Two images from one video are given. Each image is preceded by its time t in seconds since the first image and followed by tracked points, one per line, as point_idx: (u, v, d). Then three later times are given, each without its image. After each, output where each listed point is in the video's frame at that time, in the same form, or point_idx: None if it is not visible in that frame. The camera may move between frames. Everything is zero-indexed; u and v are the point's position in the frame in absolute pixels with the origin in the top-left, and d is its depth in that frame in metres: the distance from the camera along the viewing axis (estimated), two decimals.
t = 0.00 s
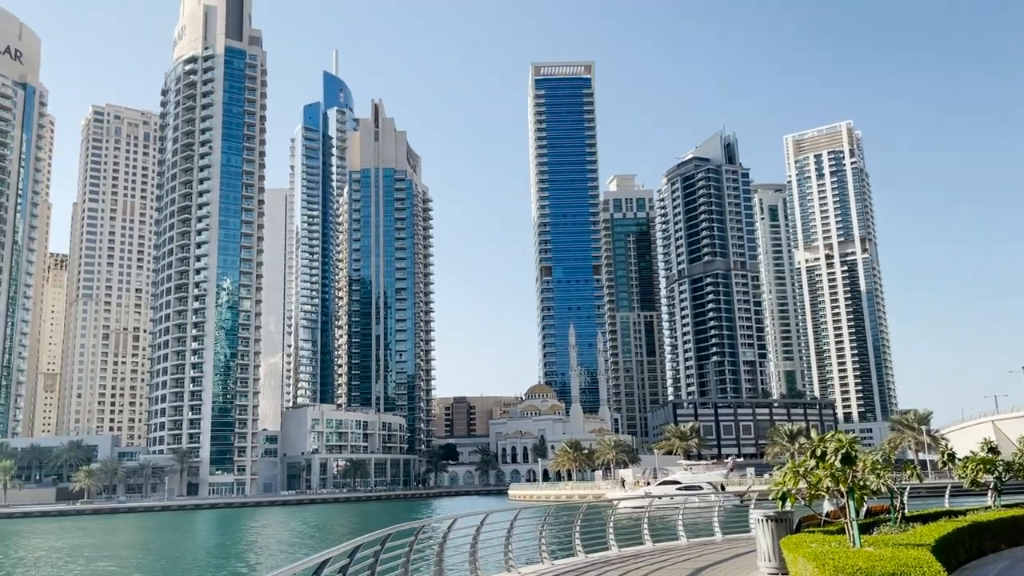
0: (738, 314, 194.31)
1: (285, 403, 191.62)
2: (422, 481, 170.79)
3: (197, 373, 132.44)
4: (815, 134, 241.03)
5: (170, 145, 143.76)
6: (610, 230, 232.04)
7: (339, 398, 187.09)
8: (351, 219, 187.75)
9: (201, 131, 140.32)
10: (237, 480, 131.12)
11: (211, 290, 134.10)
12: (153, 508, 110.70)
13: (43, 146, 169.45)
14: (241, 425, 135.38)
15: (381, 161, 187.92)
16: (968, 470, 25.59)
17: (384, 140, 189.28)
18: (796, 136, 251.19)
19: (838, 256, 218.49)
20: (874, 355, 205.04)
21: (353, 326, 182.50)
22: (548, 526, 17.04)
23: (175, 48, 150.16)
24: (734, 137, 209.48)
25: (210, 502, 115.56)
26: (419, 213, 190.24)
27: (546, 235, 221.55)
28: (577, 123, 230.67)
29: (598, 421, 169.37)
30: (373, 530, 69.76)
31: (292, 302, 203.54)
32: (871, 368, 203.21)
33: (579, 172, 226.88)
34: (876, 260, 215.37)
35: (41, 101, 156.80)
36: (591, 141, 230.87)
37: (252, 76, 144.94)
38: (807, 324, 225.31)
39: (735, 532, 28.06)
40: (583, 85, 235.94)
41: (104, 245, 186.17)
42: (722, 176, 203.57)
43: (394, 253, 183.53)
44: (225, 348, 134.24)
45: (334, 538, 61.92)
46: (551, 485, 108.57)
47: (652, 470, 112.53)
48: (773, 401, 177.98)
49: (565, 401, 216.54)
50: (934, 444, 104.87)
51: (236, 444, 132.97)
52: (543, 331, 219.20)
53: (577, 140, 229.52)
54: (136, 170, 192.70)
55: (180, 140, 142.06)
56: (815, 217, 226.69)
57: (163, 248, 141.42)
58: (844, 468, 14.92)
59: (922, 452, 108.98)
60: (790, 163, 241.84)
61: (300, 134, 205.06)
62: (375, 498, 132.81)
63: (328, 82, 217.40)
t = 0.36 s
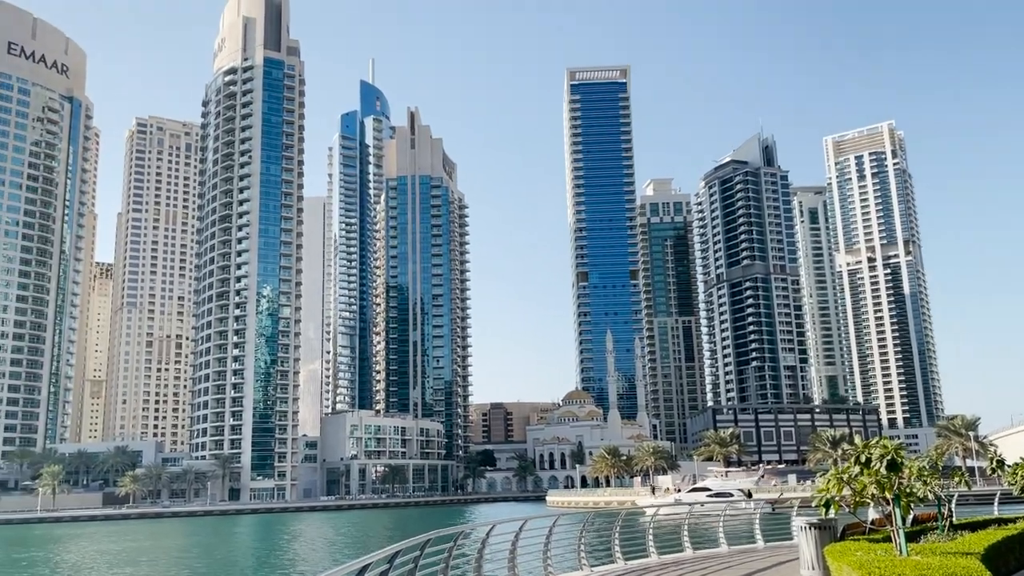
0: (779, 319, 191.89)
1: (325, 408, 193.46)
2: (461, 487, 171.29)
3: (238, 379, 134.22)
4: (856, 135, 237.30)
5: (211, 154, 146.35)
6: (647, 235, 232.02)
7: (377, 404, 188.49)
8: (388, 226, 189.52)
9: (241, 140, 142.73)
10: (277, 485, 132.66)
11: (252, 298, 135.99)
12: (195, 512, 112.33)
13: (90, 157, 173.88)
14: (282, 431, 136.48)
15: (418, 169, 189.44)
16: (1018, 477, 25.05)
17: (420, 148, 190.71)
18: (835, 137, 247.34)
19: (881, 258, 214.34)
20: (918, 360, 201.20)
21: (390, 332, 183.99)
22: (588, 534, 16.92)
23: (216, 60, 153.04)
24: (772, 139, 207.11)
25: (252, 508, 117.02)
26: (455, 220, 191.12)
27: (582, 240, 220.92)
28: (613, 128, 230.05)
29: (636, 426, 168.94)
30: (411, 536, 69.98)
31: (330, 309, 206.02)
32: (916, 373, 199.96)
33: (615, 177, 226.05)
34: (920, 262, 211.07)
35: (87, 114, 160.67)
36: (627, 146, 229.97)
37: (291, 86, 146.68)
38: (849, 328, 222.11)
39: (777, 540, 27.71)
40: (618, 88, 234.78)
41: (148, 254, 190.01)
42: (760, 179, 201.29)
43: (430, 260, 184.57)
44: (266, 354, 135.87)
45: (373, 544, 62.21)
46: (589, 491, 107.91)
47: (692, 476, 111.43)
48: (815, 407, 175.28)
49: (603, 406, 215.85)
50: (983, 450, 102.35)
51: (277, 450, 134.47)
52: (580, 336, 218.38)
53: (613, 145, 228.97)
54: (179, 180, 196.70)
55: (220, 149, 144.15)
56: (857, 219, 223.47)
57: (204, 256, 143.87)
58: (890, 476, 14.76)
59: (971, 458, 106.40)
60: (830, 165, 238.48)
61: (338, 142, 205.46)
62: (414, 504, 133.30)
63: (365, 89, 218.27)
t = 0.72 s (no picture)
0: (822, 320, 189.12)
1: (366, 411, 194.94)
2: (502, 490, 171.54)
3: (281, 383, 135.92)
4: (900, 133, 232.74)
5: (253, 161, 148.84)
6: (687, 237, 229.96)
7: (418, 407, 189.63)
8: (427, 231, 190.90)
9: (283, 148, 144.92)
10: (320, 488, 134.12)
11: (293, 303, 137.78)
12: (241, 515, 114.04)
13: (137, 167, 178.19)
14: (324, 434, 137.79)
15: (456, 173, 190.20)
16: None
17: (458, 152, 191.13)
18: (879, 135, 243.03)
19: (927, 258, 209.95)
20: (968, 361, 196.56)
21: (430, 335, 185.30)
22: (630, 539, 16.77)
23: (257, 69, 155.35)
24: (814, 138, 204.37)
25: (295, 510, 118.44)
26: (493, 224, 191.77)
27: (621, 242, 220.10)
28: (651, 129, 228.75)
29: (677, 429, 167.92)
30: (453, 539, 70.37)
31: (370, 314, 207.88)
32: (967, 375, 195.04)
33: (654, 179, 224.94)
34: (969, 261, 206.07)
35: (133, 125, 164.60)
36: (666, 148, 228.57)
37: (331, 93, 148.46)
38: (896, 329, 217.95)
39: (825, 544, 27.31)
40: (656, 89, 233.53)
41: (192, 260, 193.57)
42: (802, 179, 198.79)
43: (469, 263, 185.47)
44: (307, 358, 137.38)
45: (416, 547, 62.59)
46: (631, 495, 106.99)
47: (735, 480, 110.08)
48: (860, 409, 172.28)
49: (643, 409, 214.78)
50: None
51: (319, 453, 135.89)
52: (620, 340, 217.40)
53: (652, 147, 227.86)
54: (222, 188, 200.28)
55: (263, 156, 146.58)
56: (902, 219, 219.70)
57: (248, 262, 146.29)
58: (940, 479, 14.57)
59: None
60: (874, 164, 234.28)
61: (377, 148, 207.03)
62: (455, 507, 133.68)
63: (403, 96, 219.97)
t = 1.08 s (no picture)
0: (873, 319, 185.46)
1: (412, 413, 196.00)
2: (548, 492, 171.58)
3: (328, 385, 137.62)
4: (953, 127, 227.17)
5: (299, 166, 151.34)
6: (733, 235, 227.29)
7: (463, 408, 190.57)
8: (470, 232, 191.64)
9: (327, 153, 146.84)
10: (367, 489, 135.39)
11: (340, 306, 139.33)
12: (290, 516, 115.75)
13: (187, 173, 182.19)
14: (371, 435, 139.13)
15: (499, 175, 190.75)
16: None
17: (501, 154, 191.45)
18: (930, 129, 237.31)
19: (982, 254, 204.61)
20: None
21: (474, 337, 186.16)
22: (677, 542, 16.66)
23: (302, 75, 157.48)
24: (862, 134, 201.07)
25: (343, 511, 119.72)
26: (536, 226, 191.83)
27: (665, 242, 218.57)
28: (695, 127, 226.43)
29: (724, 430, 166.26)
30: (500, 540, 70.46)
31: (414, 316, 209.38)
32: None
33: (699, 178, 223.03)
34: None
35: (183, 132, 168.64)
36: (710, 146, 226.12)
37: (374, 98, 149.94)
38: (950, 327, 212.74)
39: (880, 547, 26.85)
40: (699, 87, 231.05)
41: (241, 265, 197.22)
42: (851, 175, 195.24)
43: (512, 265, 185.87)
44: (354, 360, 138.87)
45: (464, 548, 62.92)
46: (678, 497, 105.68)
47: (784, 482, 108.18)
48: (913, 409, 168.48)
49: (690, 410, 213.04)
50: None
51: (366, 454, 137.13)
52: (665, 340, 215.81)
53: (695, 145, 225.55)
54: (269, 194, 203.78)
55: (309, 161, 148.83)
56: (956, 214, 214.21)
57: (295, 266, 148.41)
58: (1000, 482, 14.27)
59: None
60: (926, 158, 228.86)
61: (420, 151, 208.24)
62: (500, 508, 133.68)
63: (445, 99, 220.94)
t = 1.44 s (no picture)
0: (928, 314, 180.98)
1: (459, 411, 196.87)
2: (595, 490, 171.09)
3: (377, 385, 139.04)
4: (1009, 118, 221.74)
5: (347, 169, 153.33)
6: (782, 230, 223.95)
7: (509, 407, 191.07)
8: (515, 231, 192.01)
9: (374, 154, 148.26)
10: (416, 487, 136.50)
11: (387, 306, 140.65)
12: (341, 513, 117.31)
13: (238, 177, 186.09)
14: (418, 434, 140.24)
15: (543, 174, 190.69)
16: None
17: (545, 152, 191.69)
18: (986, 119, 230.97)
19: None
20: None
21: (520, 336, 186.38)
22: (728, 542, 16.44)
23: (349, 78, 159.40)
24: (916, 125, 196.62)
25: (392, 509, 120.90)
26: (582, 224, 191.40)
27: (713, 238, 216.57)
28: (742, 121, 223.59)
29: (775, 429, 164.09)
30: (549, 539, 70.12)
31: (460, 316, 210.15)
32: None
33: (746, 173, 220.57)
34: None
35: (234, 137, 172.09)
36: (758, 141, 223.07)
37: (419, 99, 151.16)
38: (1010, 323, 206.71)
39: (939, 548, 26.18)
40: (746, 82, 228.16)
41: (290, 266, 200.50)
42: (904, 168, 191.00)
43: (558, 263, 185.64)
44: (402, 359, 139.98)
45: (513, 546, 63.08)
46: (728, 496, 104.41)
47: (837, 481, 106.21)
48: (972, 408, 164.05)
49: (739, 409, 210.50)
50: None
51: (414, 452, 138.22)
52: (713, 338, 213.54)
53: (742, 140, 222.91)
54: (316, 196, 206.82)
55: (356, 163, 150.74)
56: (1014, 207, 207.99)
57: (343, 267, 150.21)
58: None
59: None
60: (982, 150, 222.72)
61: (465, 152, 209.01)
62: (548, 507, 133.60)
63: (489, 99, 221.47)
